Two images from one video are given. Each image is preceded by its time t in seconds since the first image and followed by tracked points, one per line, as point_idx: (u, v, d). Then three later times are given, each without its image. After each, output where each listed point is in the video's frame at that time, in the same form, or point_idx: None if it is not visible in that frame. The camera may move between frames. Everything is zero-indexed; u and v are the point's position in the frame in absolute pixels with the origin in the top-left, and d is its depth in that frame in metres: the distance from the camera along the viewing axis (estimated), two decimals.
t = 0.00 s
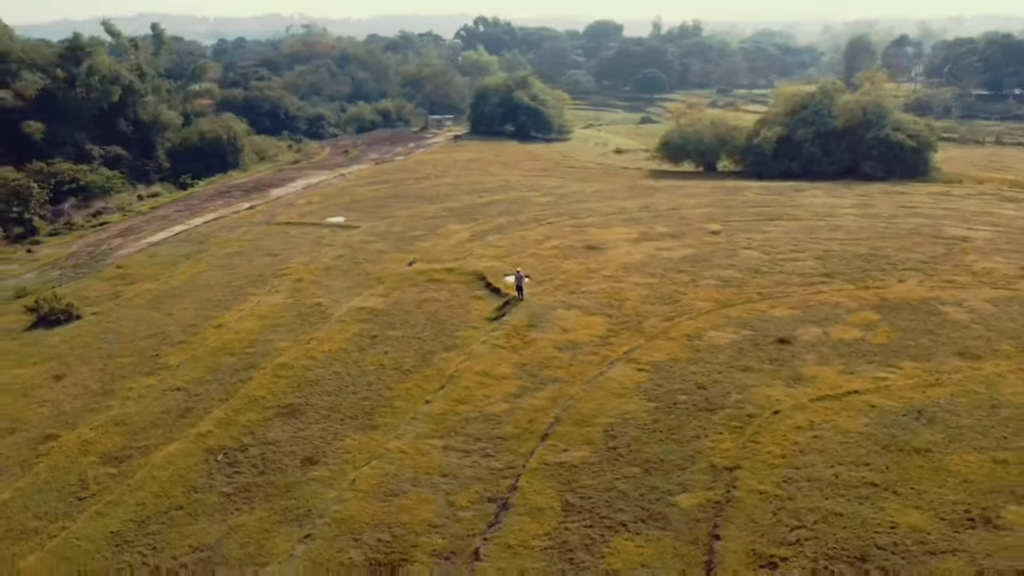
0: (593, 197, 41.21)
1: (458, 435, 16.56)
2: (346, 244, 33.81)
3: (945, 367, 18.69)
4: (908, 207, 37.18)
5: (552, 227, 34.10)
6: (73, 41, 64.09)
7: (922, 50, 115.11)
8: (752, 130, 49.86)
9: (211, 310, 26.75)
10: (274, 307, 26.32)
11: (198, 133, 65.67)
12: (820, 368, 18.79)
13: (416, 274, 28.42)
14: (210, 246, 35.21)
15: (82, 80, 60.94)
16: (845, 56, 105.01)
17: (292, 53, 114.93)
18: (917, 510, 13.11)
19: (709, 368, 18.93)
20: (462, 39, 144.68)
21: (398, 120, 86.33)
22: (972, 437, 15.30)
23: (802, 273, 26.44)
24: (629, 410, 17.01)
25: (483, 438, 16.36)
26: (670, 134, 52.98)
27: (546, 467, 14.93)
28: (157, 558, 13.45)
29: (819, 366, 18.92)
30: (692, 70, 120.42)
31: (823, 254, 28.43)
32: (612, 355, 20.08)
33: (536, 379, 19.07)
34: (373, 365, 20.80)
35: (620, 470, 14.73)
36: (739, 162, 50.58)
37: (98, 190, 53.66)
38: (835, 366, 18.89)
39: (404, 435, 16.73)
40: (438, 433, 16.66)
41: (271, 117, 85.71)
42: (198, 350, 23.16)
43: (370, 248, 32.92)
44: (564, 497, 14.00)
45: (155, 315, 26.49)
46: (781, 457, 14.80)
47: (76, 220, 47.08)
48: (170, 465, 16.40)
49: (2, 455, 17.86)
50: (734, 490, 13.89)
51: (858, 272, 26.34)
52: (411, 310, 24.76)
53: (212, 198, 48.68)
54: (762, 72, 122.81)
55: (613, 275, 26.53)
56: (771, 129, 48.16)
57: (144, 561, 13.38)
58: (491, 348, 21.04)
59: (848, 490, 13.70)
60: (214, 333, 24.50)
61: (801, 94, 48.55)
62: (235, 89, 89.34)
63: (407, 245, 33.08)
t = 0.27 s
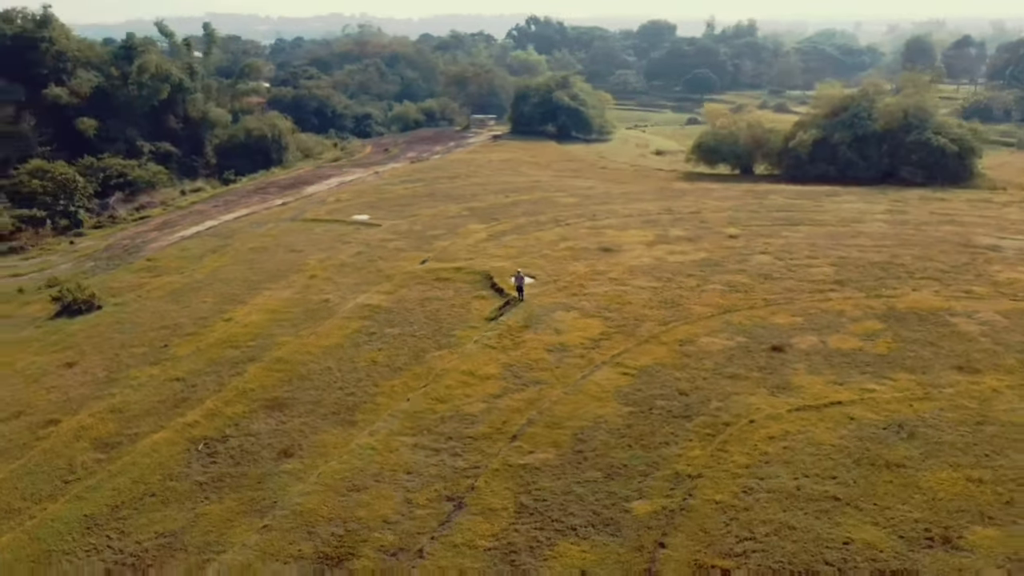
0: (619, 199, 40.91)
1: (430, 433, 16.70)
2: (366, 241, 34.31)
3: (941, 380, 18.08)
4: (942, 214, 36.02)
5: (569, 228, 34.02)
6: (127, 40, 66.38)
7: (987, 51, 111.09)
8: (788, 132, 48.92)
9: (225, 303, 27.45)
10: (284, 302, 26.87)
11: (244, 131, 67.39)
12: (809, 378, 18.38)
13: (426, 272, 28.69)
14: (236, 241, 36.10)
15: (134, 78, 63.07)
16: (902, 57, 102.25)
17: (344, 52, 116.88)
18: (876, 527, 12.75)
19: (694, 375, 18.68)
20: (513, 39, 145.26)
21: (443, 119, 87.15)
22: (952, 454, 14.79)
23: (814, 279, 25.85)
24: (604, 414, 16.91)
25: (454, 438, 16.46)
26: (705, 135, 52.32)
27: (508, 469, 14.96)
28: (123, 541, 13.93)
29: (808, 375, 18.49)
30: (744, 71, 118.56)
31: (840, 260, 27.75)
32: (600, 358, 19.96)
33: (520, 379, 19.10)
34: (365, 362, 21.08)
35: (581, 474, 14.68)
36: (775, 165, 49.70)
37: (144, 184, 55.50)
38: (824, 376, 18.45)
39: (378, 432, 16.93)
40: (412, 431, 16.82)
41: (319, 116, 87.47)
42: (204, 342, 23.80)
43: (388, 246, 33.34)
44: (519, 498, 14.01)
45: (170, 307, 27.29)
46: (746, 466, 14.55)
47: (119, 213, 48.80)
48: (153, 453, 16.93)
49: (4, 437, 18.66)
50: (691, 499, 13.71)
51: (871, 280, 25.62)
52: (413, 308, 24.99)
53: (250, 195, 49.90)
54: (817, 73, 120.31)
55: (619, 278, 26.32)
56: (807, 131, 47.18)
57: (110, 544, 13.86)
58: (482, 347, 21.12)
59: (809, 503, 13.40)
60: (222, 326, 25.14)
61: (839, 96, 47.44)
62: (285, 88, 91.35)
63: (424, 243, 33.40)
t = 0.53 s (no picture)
0: (647, 201, 40.49)
1: (399, 430, 16.88)
2: (387, 239, 34.78)
3: (930, 396, 17.41)
4: (981, 222, 34.60)
5: (588, 230, 33.84)
6: (184, 40, 68.63)
7: None
8: (829, 135, 47.68)
9: (239, 296, 28.20)
10: (294, 297, 27.46)
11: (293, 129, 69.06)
12: (791, 388, 17.92)
13: (436, 270, 28.95)
14: (265, 236, 37.03)
15: (189, 76, 65.17)
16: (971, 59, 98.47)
17: (401, 52, 118.55)
18: (820, 544, 12.39)
19: (674, 382, 18.41)
20: (571, 40, 145.06)
21: (492, 119, 87.61)
22: (920, 472, 14.26)
23: (825, 287, 25.16)
24: (572, 418, 16.82)
25: (421, 435, 16.61)
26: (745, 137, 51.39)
27: (464, 468, 15.02)
28: (88, 522, 14.51)
29: (792, 385, 18.02)
30: (804, 72, 115.88)
31: (856, 268, 26.92)
32: (584, 362, 19.84)
33: (499, 380, 19.13)
34: (356, 358, 21.40)
35: (534, 477, 14.65)
36: (815, 169, 48.52)
37: (193, 179, 57.41)
38: (808, 387, 17.96)
39: (350, 427, 17.19)
40: (382, 428, 17.03)
41: (371, 115, 88.94)
42: (211, 333, 24.51)
43: (407, 244, 33.73)
44: (468, 498, 14.06)
45: (188, 299, 28.18)
46: (701, 476, 14.30)
47: (166, 207, 50.58)
48: (136, 439, 17.55)
49: (8, 418, 19.60)
50: (637, 506, 13.55)
51: (885, 289, 24.81)
52: (415, 306, 25.27)
53: (290, 191, 51.10)
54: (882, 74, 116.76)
55: (624, 281, 26.10)
56: (848, 134, 45.90)
57: (76, 524, 14.44)
58: (471, 347, 21.23)
59: (757, 516, 13.10)
60: (231, 318, 25.84)
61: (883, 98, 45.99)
62: (339, 87, 93.17)
63: (442, 242, 33.68)
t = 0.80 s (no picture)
0: (674, 204, 39.97)
1: (369, 426, 17.11)
2: (407, 237, 35.15)
3: (915, 411, 16.80)
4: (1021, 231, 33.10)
5: (607, 232, 33.57)
6: (238, 39, 70.58)
7: None
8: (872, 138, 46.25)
9: (255, 290, 28.90)
10: (306, 292, 28.02)
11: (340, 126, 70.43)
12: (772, 398, 17.49)
13: (446, 269, 29.16)
14: (292, 232, 37.85)
15: (241, 74, 67.05)
16: None
17: (455, 52, 119.53)
18: (757, 558, 12.12)
19: (653, 388, 18.17)
20: (628, 40, 144.17)
21: (541, 118, 87.62)
22: (882, 490, 13.79)
23: (834, 295, 24.44)
24: (541, 421, 16.77)
25: (389, 432, 16.80)
26: (785, 139, 50.22)
27: (421, 467, 15.13)
28: (60, 504, 15.13)
29: (772, 395, 17.59)
30: (867, 73, 112.57)
31: (873, 277, 26.09)
32: (568, 364, 19.75)
33: (480, 379, 19.20)
34: (348, 354, 21.73)
35: (488, 477, 14.68)
36: (857, 173, 47.12)
37: (239, 174, 59.07)
38: (789, 397, 17.52)
39: (323, 421, 17.51)
40: (354, 423, 17.29)
41: (421, 113, 89.93)
42: (219, 325, 25.21)
43: (426, 242, 34.02)
44: (418, 496, 14.18)
45: (207, 291, 29.05)
46: (653, 484, 14.13)
47: (211, 201, 52.19)
48: (124, 425, 18.20)
49: (15, 400, 20.55)
50: (582, 511, 13.45)
51: (897, 300, 23.99)
52: (417, 304, 25.52)
53: (328, 188, 52.08)
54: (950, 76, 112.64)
55: (629, 284, 25.85)
56: (891, 138, 44.47)
57: (48, 505, 15.09)
58: (460, 346, 21.35)
59: (699, 527, 12.88)
60: (242, 311, 26.52)
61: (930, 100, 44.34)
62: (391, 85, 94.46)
63: (461, 241, 33.88)
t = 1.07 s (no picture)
0: (701, 207, 39.36)
1: (345, 422, 17.34)
2: (428, 236, 35.44)
3: (898, 426, 16.22)
4: None
5: (625, 235, 33.27)
6: (287, 39, 72.09)
7: None
8: (914, 142, 44.76)
9: (271, 284, 29.54)
10: (318, 288, 28.51)
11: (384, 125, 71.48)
12: (751, 407, 17.12)
13: (457, 269, 29.32)
14: (319, 229, 38.52)
15: (288, 74, 68.50)
16: None
17: (507, 53, 119.88)
18: (695, 570, 11.90)
19: (632, 393, 17.97)
20: (683, 40, 142.54)
21: (587, 119, 87.25)
22: (842, 506, 13.37)
23: (842, 304, 23.76)
24: (512, 423, 16.76)
25: (363, 428, 17.00)
26: (824, 140, 48.83)
27: (383, 464, 15.29)
28: (40, 487, 15.77)
29: (752, 405, 17.22)
30: (930, 75, 108.94)
31: (887, 287, 25.28)
32: (553, 367, 19.67)
33: (463, 379, 19.27)
34: (342, 350, 22.04)
35: (447, 477, 14.74)
36: (898, 176, 45.57)
37: (282, 172, 60.44)
38: (769, 407, 17.12)
39: (302, 416, 17.81)
40: (331, 419, 17.55)
41: (468, 113, 90.47)
42: (229, 318, 25.84)
43: (445, 242, 34.26)
44: (374, 493, 14.33)
45: (225, 284, 29.81)
46: (607, 490, 13.99)
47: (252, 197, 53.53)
48: (117, 414, 18.82)
49: (25, 386, 21.43)
50: (530, 515, 13.40)
51: (907, 310, 23.19)
52: (420, 303, 25.72)
53: (364, 186, 52.86)
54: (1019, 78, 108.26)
55: (633, 288, 25.58)
56: (933, 141, 42.90)
57: (29, 488, 15.73)
58: (450, 345, 21.44)
59: (643, 536, 12.70)
60: (254, 305, 27.15)
61: (975, 104, 42.73)
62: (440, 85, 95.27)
63: (479, 241, 34.01)
